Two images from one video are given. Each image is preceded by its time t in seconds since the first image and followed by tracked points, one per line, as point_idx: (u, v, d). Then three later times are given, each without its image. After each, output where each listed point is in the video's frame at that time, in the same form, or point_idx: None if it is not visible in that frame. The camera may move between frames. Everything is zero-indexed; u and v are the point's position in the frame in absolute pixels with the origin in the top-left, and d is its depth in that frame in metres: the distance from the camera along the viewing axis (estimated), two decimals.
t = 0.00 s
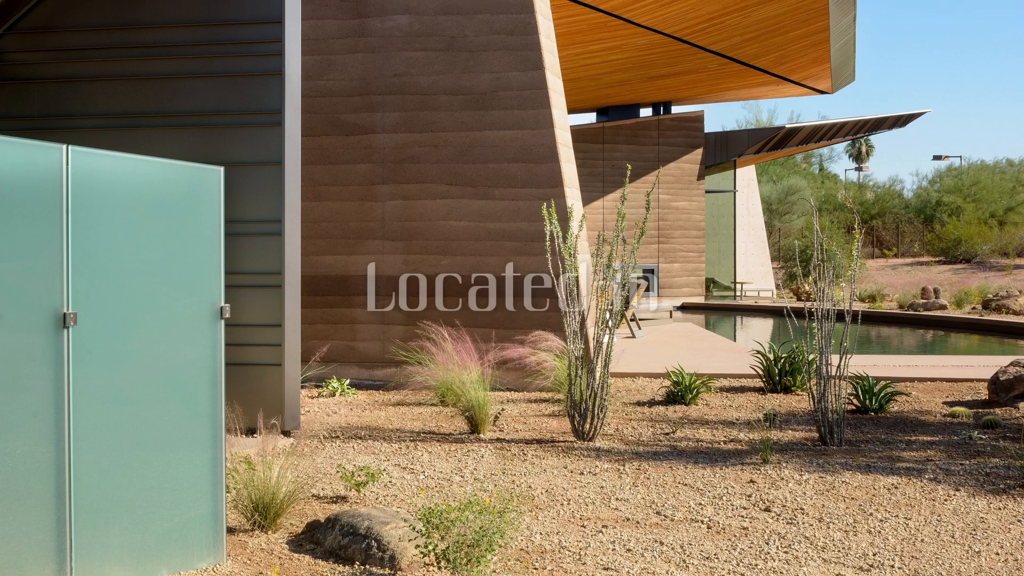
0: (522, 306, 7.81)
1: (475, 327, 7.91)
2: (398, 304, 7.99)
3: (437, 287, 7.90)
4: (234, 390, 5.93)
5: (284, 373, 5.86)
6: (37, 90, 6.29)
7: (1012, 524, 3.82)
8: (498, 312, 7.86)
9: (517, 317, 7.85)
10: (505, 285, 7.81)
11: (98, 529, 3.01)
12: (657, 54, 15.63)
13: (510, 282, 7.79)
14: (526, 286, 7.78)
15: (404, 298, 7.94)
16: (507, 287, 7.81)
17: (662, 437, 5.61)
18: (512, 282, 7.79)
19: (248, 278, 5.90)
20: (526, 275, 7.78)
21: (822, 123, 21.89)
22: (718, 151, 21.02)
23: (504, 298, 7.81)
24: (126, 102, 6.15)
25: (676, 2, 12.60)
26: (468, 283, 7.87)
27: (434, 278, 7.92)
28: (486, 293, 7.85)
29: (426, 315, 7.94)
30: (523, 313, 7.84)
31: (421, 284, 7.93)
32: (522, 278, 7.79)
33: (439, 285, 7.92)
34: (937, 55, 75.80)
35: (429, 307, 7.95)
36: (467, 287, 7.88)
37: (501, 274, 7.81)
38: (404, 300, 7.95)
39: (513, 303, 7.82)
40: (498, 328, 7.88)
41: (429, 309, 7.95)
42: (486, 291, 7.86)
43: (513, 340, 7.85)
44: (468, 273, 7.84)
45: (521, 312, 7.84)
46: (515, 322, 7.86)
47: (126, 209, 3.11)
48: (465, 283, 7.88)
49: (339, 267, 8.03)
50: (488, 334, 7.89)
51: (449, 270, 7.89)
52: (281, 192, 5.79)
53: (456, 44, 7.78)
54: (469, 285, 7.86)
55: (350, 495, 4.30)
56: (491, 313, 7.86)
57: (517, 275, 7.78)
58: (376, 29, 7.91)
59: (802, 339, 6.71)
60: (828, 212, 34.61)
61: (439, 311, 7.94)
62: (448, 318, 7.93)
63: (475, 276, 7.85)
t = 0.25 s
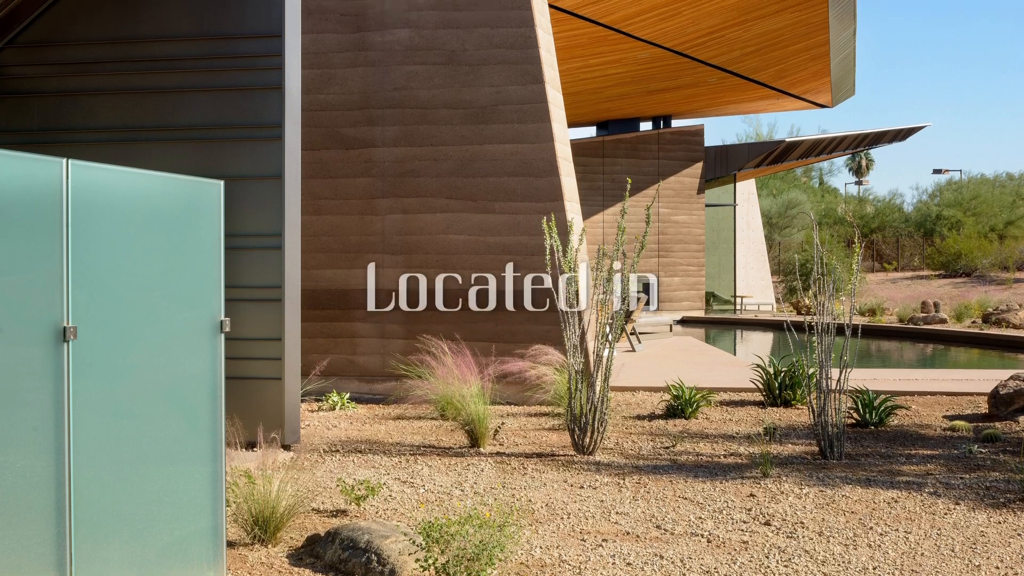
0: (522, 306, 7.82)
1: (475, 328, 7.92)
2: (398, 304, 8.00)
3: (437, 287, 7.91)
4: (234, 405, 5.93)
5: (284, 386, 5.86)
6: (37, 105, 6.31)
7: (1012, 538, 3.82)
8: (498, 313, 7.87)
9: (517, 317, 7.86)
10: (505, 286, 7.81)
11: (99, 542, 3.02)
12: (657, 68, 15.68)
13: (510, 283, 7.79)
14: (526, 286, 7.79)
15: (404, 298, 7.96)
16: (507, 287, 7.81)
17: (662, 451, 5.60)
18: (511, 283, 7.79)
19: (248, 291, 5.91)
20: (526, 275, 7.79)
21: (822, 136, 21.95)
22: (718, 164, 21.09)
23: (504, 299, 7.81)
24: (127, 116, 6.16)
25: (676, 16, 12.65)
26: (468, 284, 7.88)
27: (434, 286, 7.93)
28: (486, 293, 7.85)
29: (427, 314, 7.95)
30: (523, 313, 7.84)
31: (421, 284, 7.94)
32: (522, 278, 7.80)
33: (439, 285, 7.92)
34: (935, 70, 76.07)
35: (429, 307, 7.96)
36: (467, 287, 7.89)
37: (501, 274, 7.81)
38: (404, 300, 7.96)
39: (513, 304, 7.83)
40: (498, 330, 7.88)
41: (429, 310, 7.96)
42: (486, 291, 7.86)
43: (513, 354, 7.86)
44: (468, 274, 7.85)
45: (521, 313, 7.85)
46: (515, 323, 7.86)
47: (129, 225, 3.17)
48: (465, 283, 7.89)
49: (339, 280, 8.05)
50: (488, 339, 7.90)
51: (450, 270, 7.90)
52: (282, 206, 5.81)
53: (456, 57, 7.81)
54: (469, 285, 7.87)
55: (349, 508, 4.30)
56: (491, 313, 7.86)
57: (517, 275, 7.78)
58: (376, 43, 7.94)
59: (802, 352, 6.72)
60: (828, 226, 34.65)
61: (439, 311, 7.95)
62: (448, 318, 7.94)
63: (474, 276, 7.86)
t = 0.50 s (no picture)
0: (522, 306, 7.82)
1: (475, 328, 7.92)
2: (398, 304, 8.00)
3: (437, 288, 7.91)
4: (234, 419, 5.93)
5: (284, 400, 5.87)
6: (36, 118, 6.32)
7: (1012, 552, 3.81)
8: (498, 313, 7.86)
9: (517, 317, 7.85)
10: (505, 286, 7.81)
11: (98, 556, 3.03)
12: (657, 82, 15.74)
13: (510, 283, 7.79)
14: (526, 286, 7.78)
15: (404, 298, 7.96)
16: (507, 287, 7.81)
17: (662, 464, 5.59)
18: (511, 285, 7.79)
19: (248, 305, 5.91)
20: (526, 275, 7.78)
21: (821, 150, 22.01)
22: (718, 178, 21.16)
23: (504, 299, 7.80)
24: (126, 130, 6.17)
25: (676, 30, 12.70)
26: (467, 284, 7.88)
27: (434, 300, 7.95)
28: (486, 293, 7.85)
29: (427, 315, 7.96)
30: (523, 314, 7.84)
31: (421, 286, 7.95)
32: (522, 278, 7.80)
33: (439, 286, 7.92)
34: (934, 84, 76.32)
35: (429, 307, 7.96)
36: (467, 287, 7.89)
37: (501, 275, 7.81)
38: (404, 300, 7.96)
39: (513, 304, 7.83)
40: (498, 330, 7.88)
41: (429, 310, 7.96)
42: (486, 291, 7.86)
43: (513, 368, 7.86)
44: (468, 274, 7.85)
45: (521, 313, 7.84)
46: (515, 322, 7.86)
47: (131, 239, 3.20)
48: (465, 284, 7.89)
49: (339, 294, 8.07)
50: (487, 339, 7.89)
51: (450, 271, 7.91)
52: (282, 220, 5.83)
53: (456, 71, 7.84)
54: (469, 285, 7.87)
55: (349, 522, 4.29)
56: (491, 313, 7.86)
57: (516, 275, 7.78)
58: (376, 57, 7.96)
59: (802, 366, 6.72)
60: (828, 240, 34.69)
61: (439, 311, 7.95)
62: (448, 318, 7.94)
63: (474, 276, 7.86)
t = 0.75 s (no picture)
0: (522, 306, 7.84)
1: (474, 328, 7.93)
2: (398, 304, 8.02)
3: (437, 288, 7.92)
4: (234, 433, 5.93)
5: (284, 414, 5.87)
6: (37, 133, 6.32)
7: (1012, 566, 3.80)
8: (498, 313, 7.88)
9: (517, 317, 7.87)
10: (504, 286, 7.82)
11: (98, 570, 3.04)
12: (657, 96, 15.80)
13: (510, 283, 7.80)
14: (526, 287, 7.79)
15: (404, 298, 7.97)
16: (507, 287, 7.82)
17: (662, 478, 5.59)
18: (511, 283, 7.80)
19: (248, 319, 5.92)
20: (526, 275, 7.78)
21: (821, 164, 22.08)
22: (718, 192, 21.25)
23: (504, 300, 7.83)
24: (128, 144, 6.17)
25: (676, 44, 12.75)
26: (468, 284, 7.89)
27: (434, 314, 7.97)
28: (486, 293, 7.87)
29: (427, 315, 7.97)
30: (522, 313, 7.86)
31: (421, 284, 7.95)
32: (522, 278, 7.80)
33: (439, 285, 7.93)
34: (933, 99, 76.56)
35: (429, 307, 7.97)
36: (467, 287, 7.90)
37: (501, 274, 7.82)
38: (404, 300, 7.98)
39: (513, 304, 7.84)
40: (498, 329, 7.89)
41: (429, 310, 7.97)
42: (486, 291, 7.88)
43: (513, 382, 7.87)
44: (468, 273, 7.86)
45: (521, 313, 7.86)
46: (515, 322, 7.87)
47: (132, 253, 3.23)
48: (465, 284, 7.90)
49: (339, 308, 8.08)
50: (486, 339, 7.90)
51: (450, 270, 7.92)
52: (282, 234, 5.85)
53: (456, 85, 7.87)
54: (469, 285, 7.88)
55: (349, 536, 4.28)
56: (491, 313, 7.88)
57: (516, 275, 7.79)
58: (376, 71, 7.98)
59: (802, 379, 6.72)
60: (828, 254, 34.71)
61: (439, 311, 7.96)
62: (447, 318, 7.95)
63: (474, 276, 7.87)
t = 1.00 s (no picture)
0: (522, 306, 7.84)
1: (475, 328, 7.93)
2: (398, 304, 8.02)
3: (437, 288, 7.92)
4: (234, 446, 5.92)
5: (284, 428, 5.87)
6: (36, 147, 6.36)
7: None
8: (498, 313, 7.88)
9: (517, 318, 7.87)
10: (505, 285, 7.82)
11: None
12: (656, 110, 15.85)
13: (510, 282, 7.80)
14: (526, 287, 7.79)
15: (404, 298, 7.98)
16: (508, 286, 7.82)
17: (662, 492, 5.58)
18: (511, 283, 7.81)
19: (248, 333, 5.92)
20: (526, 275, 7.78)
21: (820, 178, 22.12)
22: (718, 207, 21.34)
23: (504, 300, 7.84)
24: (127, 158, 6.19)
25: (676, 57, 12.79)
26: (468, 284, 7.89)
27: (434, 328, 7.99)
28: (486, 293, 7.87)
29: (426, 316, 7.98)
30: (523, 313, 7.85)
31: (421, 284, 7.96)
32: (522, 278, 7.80)
33: (440, 285, 7.94)
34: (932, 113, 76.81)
35: (429, 307, 7.98)
36: (467, 287, 7.91)
37: (501, 274, 7.83)
38: (404, 300, 7.98)
39: (513, 304, 7.84)
40: (498, 330, 7.89)
41: (429, 310, 7.98)
42: (486, 291, 7.88)
43: (513, 396, 7.86)
44: (468, 273, 7.87)
45: (521, 313, 7.86)
46: (515, 322, 7.87)
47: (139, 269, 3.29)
48: (465, 284, 7.91)
49: (339, 322, 8.08)
50: (486, 339, 7.90)
51: (450, 271, 7.93)
52: (282, 248, 5.86)
53: (456, 99, 7.89)
54: (469, 285, 7.89)
55: (349, 550, 4.28)
56: (491, 313, 7.88)
57: (516, 275, 7.79)
58: (376, 84, 7.99)
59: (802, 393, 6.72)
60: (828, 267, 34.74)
61: (439, 311, 7.96)
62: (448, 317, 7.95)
63: (474, 276, 7.88)
